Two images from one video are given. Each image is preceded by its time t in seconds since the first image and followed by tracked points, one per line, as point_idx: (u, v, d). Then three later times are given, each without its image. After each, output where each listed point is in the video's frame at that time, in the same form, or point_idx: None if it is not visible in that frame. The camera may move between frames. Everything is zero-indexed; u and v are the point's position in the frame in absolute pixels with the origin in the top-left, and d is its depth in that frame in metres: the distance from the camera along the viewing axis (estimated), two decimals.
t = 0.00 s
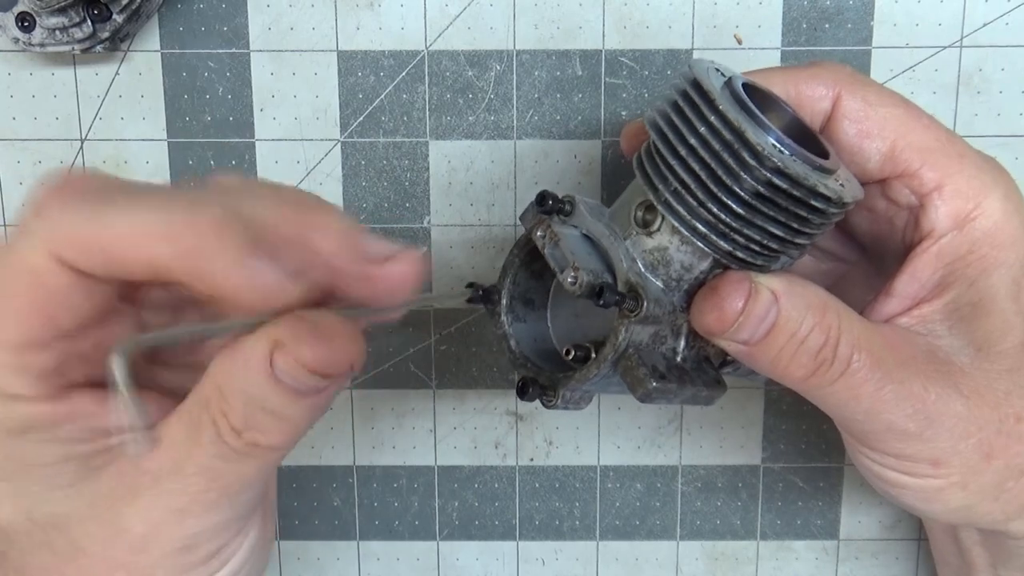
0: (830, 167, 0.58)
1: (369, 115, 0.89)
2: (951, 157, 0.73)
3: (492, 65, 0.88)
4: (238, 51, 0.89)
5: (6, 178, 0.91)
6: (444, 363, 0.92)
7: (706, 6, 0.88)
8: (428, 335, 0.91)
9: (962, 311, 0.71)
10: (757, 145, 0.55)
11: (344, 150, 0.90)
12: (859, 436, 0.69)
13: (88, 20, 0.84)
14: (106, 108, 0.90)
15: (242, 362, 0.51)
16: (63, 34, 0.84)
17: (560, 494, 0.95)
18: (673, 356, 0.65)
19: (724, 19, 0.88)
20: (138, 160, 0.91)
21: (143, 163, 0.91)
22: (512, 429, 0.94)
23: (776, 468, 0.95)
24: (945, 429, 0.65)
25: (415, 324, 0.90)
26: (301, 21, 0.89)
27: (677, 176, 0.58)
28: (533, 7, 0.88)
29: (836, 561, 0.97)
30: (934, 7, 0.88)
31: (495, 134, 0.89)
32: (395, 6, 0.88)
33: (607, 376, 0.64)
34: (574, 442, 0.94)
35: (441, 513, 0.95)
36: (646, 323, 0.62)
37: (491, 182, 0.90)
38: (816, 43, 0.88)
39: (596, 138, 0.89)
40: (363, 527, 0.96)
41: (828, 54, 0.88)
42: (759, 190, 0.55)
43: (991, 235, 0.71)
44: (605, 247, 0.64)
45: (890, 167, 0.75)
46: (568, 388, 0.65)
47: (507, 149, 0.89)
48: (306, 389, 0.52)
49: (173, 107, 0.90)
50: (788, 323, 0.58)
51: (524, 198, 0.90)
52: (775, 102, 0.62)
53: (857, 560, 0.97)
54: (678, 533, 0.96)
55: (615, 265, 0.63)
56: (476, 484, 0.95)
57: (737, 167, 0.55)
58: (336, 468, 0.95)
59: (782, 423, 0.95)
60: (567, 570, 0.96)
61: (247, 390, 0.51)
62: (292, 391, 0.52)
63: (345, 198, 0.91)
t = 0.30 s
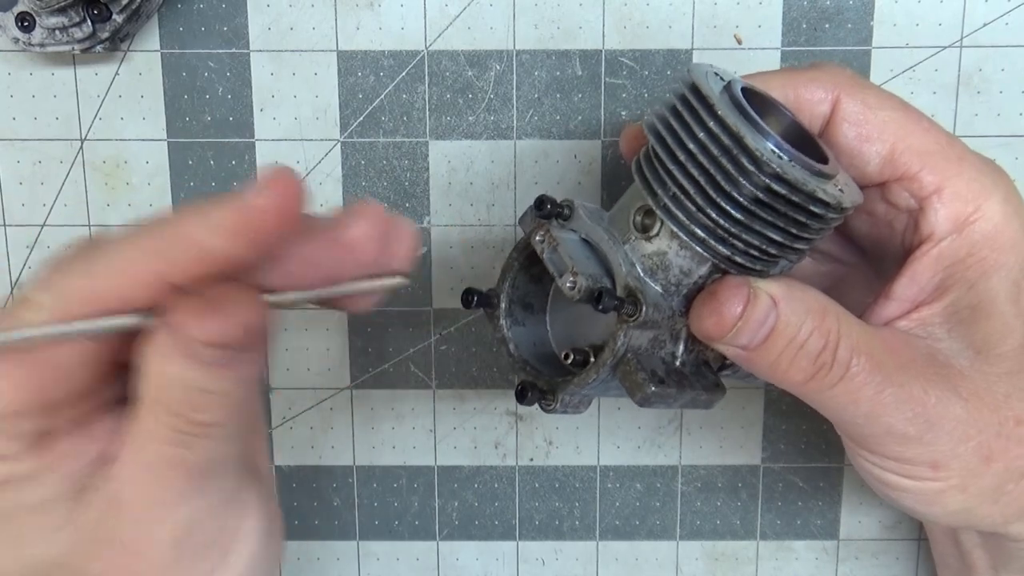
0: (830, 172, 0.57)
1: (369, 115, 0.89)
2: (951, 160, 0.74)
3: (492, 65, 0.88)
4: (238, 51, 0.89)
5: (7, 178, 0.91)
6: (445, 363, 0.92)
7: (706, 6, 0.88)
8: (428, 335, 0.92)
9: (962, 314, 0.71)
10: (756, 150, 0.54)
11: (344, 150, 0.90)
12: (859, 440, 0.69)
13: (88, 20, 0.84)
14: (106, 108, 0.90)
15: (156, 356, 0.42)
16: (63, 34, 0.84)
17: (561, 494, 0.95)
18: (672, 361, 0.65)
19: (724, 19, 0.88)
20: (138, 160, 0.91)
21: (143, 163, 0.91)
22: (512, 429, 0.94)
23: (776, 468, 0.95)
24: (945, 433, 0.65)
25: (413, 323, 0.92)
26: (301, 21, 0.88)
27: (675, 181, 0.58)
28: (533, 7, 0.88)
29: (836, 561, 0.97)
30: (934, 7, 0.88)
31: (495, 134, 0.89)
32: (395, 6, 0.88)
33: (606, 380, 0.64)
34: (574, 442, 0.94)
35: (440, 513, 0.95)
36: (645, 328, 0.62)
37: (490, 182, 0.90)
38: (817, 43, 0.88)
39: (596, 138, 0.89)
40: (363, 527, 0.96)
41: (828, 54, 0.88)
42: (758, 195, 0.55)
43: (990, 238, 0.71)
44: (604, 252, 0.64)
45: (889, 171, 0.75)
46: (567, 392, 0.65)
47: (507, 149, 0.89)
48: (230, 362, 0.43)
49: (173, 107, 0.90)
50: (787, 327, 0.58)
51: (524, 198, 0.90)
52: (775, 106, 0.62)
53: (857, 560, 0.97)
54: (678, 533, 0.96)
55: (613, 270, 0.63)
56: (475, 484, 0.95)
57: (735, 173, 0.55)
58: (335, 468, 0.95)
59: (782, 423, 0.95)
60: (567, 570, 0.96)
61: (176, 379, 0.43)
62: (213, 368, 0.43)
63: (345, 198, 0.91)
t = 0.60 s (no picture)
0: (847, 162, 0.57)
1: (369, 115, 0.89)
2: (962, 153, 0.74)
3: (492, 65, 0.88)
4: (237, 51, 0.89)
5: (7, 177, 0.91)
6: (444, 363, 0.92)
7: (706, 6, 0.88)
8: (428, 335, 0.92)
9: (974, 308, 0.71)
10: (776, 140, 0.54)
11: (344, 150, 0.90)
12: (872, 434, 0.69)
13: (88, 20, 0.83)
14: (106, 108, 0.90)
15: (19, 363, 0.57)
16: (63, 34, 0.84)
17: (560, 494, 0.95)
18: (686, 353, 0.65)
19: (724, 19, 0.88)
20: (138, 160, 0.91)
21: (143, 163, 0.91)
22: (512, 428, 0.94)
23: (776, 468, 0.95)
24: (957, 428, 0.65)
25: (413, 324, 0.92)
26: (301, 21, 0.88)
27: (694, 171, 0.58)
28: (533, 7, 0.88)
29: (836, 561, 0.97)
30: (935, 7, 0.88)
31: (495, 134, 0.89)
32: (395, 6, 0.88)
33: (622, 374, 0.63)
34: (574, 442, 0.94)
35: (441, 513, 0.95)
36: (662, 320, 0.61)
37: (490, 182, 0.90)
38: (817, 43, 0.88)
39: (596, 138, 0.89)
40: (363, 528, 0.96)
41: (828, 54, 0.88)
42: (779, 185, 0.55)
43: (1003, 232, 0.71)
44: (620, 243, 0.63)
45: (902, 164, 0.75)
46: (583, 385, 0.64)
47: (507, 149, 0.89)
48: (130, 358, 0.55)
49: (173, 107, 0.90)
50: (804, 319, 0.59)
51: (524, 198, 0.90)
52: (791, 98, 0.61)
53: (857, 560, 0.97)
54: (678, 533, 0.96)
55: (630, 260, 0.62)
56: (476, 484, 0.95)
57: (755, 161, 0.55)
58: (336, 468, 0.95)
59: (782, 423, 0.95)
60: (566, 570, 0.96)
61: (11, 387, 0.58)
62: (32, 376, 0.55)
63: (345, 198, 0.90)
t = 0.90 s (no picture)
0: (832, 179, 0.56)
1: (369, 115, 0.89)
2: (953, 163, 0.74)
3: (491, 65, 0.88)
4: (237, 51, 0.89)
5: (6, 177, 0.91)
6: (444, 363, 0.92)
7: (706, 6, 0.88)
8: (428, 335, 0.92)
9: (965, 316, 0.71)
10: (759, 159, 0.53)
11: (344, 150, 0.90)
12: (863, 444, 0.69)
13: (88, 20, 0.83)
14: (106, 108, 0.90)
15: None
16: (63, 34, 0.84)
17: (560, 494, 0.95)
18: (674, 367, 0.65)
19: (724, 19, 0.88)
20: (138, 160, 0.91)
21: (142, 163, 0.91)
22: (512, 428, 0.94)
23: (776, 468, 0.95)
24: (947, 437, 0.65)
25: (413, 324, 0.92)
26: (301, 21, 0.88)
27: (678, 191, 0.57)
28: (533, 7, 0.88)
29: (835, 561, 0.97)
30: (934, 8, 0.88)
31: (495, 134, 0.89)
32: (395, 6, 0.88)
33: (610, 388, 0.64)
34: (574, 441, 0.94)
35: (440, 513, 0.95)
36: (648, 335, 0.61)
37: (490, 182, 0.90)
38: (816, 43, 0.88)
39: (595, 138, 0.89)
40: (362, 527, 0.96)
41: (827, 54, 0.88)
42: (761, 205, 0.54)
43: (993, 242, 0.72)
44: (607, 259, 0.63)
45: (890, 175, 0.75)
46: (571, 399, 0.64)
47: (507, 149, 0.89)
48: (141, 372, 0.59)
49: (173, 106, 0.90)
50: (790, 334, 0.59)
51: (523, 198, 0.90)
52: (778, 112, 0.61)
53: (857, 560, 0.97)
54: (678, 533, 0.96)
55: (617, 277, 0.62)
56: (475, 484, 0.95)
57: (740, 181, 0.53)
58: (336, 468, 0.95)
59: (782, 423, 0.95)
60: (566, 570, 0.96)
61: None
62: None
63: (345, 198, 0.90)
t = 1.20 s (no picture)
0: (834, 193, 0.55)
1: (369, 116, 0.89)
2: (955, 173, 0.73)
3: (491, 65, 0.88)
4: (237, 52, 0.89)
5: (7, 178, 0.91)
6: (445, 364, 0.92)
7: (706, 6, 0.88)
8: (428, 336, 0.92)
9: (966, 325, 0.71)
10: (758, 175, 0.52)
11: (344, 150, 0.90)
12: (863, 451, 0.69)
13: (88, 20, 0.83)
14: (106, 108, 0.90)
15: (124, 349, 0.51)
16: (63, 34, 0.84)
17: (560, 494, 0.95)
18: (675, 377, 0.66)
19: (723, 19, 0.88)
20: (138, 160, 0.90)
21: (142, 163, 0.91)
22: (512, 429, 0.94)
23: (776, 468, 0.95)
24: (948, 446, 0.66)
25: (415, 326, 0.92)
26: (301, 21, 0.88)
27: (679, 204, 0.57)
28: (533, 7, 0.88)
29: (835, 561, 0.97)
30: (934, 7, 0.88)
31: (495, 134, 0.89)
32: (395, 6, 0.88)
33: (611, 399, 0.65)
34: (574, 442, 0.94)
35: (440, 513, 0.95)
36: (648, 348, 0.62)
37: (490, 182, 0.90)
38: (816, 44, 0.88)
39: (596, 138, 0.89)
40: (363, 528, 0.96)
41: (828, 54, 0.88)
42: (761, 221, 0.54)
43: (995, 251, 0.71)
44: (608, 271, 0.63)
45: (893, 185, 0.75)
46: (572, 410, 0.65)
47: (507, 149, 0.89)
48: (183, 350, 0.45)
49: (172, 107, 0.90)
50: (791, 345, 0.59)
51: (523, 198, 0.90)
52: (780, 123, 0.60)
53: (856, 560, 0.97)
54: (678, 533, 0.96)
55: (617, 290, 0.63)
56: (475, 484, 0.95)
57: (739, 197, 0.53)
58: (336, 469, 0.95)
59: (782, 423, 0.95)
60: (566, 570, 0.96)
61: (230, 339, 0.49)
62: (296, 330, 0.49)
63: (345, 199, 0.90)
